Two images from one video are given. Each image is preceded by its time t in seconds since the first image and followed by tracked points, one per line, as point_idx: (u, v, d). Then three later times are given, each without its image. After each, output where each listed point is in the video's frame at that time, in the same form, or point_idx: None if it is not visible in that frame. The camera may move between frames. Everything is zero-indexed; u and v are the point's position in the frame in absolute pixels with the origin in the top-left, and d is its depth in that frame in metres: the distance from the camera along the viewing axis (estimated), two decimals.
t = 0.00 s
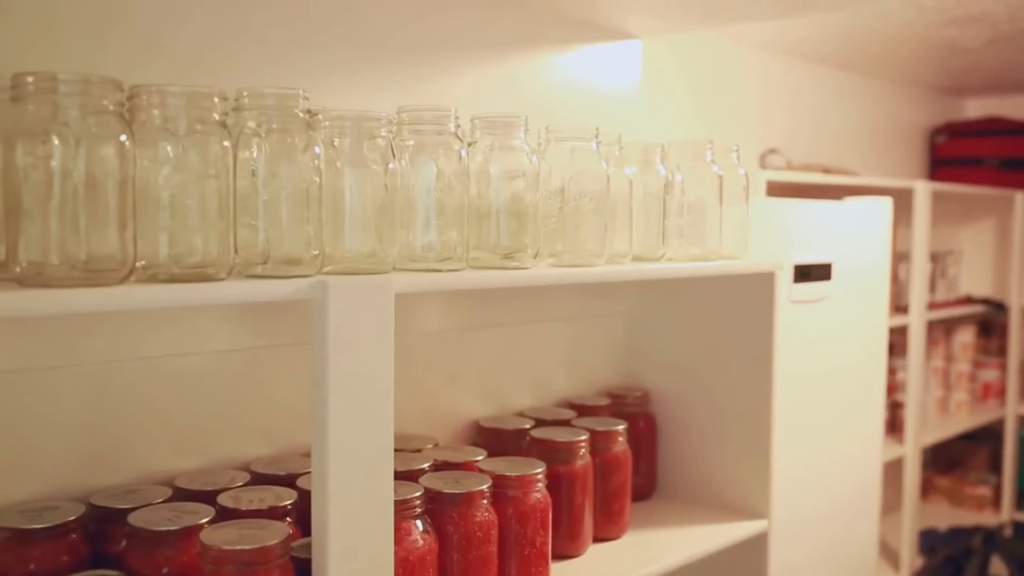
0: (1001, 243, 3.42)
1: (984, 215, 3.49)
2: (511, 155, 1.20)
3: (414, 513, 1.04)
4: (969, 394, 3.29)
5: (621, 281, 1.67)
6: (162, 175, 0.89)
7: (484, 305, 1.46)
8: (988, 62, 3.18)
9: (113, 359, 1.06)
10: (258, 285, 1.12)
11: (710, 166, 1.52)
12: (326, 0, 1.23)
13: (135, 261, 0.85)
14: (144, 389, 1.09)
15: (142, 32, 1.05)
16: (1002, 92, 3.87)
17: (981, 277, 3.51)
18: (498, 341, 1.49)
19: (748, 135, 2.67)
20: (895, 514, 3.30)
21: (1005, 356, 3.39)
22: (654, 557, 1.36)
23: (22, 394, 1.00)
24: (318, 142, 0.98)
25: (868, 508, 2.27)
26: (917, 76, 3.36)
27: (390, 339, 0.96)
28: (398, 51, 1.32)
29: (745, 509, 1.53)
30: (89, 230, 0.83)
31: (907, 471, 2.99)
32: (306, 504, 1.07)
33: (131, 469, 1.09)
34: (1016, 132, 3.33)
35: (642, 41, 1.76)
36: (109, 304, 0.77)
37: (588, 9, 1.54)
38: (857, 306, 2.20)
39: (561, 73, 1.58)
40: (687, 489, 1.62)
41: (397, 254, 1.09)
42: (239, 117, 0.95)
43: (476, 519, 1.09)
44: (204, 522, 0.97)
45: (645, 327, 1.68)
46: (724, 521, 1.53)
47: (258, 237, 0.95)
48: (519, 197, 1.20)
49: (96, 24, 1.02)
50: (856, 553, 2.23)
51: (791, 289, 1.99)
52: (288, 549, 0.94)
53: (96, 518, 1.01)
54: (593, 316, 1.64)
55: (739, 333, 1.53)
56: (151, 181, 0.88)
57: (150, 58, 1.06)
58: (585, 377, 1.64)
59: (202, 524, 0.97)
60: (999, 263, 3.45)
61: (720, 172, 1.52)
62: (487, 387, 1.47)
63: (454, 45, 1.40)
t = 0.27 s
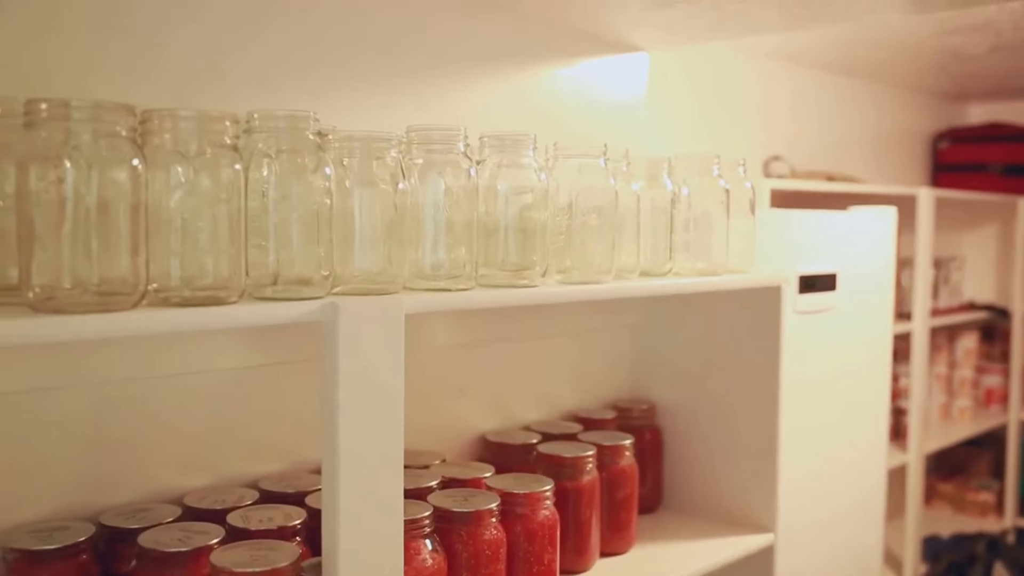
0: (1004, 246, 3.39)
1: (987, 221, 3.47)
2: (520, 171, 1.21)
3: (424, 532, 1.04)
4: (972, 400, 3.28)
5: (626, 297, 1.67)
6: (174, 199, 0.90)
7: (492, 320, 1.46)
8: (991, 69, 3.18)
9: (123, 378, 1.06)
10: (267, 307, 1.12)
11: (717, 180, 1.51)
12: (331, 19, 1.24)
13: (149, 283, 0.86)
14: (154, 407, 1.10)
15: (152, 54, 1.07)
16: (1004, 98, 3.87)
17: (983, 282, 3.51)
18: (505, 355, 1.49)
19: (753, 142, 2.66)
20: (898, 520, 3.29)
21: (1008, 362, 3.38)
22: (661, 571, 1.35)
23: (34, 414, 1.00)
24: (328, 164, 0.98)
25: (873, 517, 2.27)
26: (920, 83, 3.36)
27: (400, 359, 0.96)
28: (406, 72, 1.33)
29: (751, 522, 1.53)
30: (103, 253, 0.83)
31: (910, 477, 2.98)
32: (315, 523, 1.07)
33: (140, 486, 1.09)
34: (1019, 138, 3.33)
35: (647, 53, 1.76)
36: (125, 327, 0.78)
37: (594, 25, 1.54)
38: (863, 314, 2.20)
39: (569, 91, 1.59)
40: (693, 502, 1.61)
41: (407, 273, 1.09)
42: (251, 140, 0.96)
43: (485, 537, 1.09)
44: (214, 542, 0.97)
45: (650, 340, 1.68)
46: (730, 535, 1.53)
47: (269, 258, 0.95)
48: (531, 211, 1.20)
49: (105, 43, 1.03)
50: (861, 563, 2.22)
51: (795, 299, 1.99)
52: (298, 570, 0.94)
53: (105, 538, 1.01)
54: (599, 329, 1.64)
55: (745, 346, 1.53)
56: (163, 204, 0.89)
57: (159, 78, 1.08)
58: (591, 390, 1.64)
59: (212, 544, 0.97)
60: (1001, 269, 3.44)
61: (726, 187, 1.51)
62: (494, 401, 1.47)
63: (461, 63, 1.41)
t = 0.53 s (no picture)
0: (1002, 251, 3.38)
1: (984, 226, 3.47)
2: (523, 188, 1.21)
3: (429, 550, 1.05)
4: (970, 407, 3.28)
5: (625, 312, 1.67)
6: (182, 222, 0.90)
7: (496, 335, 1.47)
8: (990, 76, 3.19)
9: (129, 397, 1.06)
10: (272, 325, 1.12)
11: (719, 195, 1.51)
12: (336, 38, 1.25)
13: (158, 305, 0.86)
14: (161, 424, 1.10)
15: (158, 74, 1.08)
16: (1003, 105, 3.87)
17: (980, 288, 3.50)
18: (508, 368, 1.49)
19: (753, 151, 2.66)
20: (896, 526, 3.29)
21: (1005, 368, 3.38)
22: None
23: (41, 433, 1.01)
24: (335, 184, 0.99)
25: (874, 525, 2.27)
26: (919, 90, 3.36)
27: (406, 379, 0.97)
28: (409, 90, 1.34)
29: (752, 534, 1.53)
30: (111, 278, 0.84)
31: (908, 484, 2.98)
32: (321, 542, 1.08)
33: (146, 504, 1.10)
34: (1017, 145, 3.33)
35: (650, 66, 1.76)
36: (133, 352, 0.78)
37: (596, 40, 1.55)
38: (863, 324, 2.20)
39: (571, 104, 1.59)
40: (695, 514, 1.62)
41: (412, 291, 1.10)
42: (258, 161, 0.97)
43: (490, 554, 1.09)
44: (221, 561, 0.98)
45: (652, 353, 1.69)
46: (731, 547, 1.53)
47: (276, 279, 0.96)
48: (534, 227, 1.21)
49: (112, 66, 1.04)
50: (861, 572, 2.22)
51: (796, 310, 2.00)
52: None
53: (111, 556, 1.01)
54: (600, 342, 1.65)
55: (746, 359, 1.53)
56: (172, 226, 0.90)
57: (165, 98, 1.08)
58: (593, 402, 1.65)
59: (218, 563, 0.97)
60: (999, 275, 3.44)
61: (728, 202, 1.51)
62: (497, 414, 1.48)
63: (464, 79, 1.42)
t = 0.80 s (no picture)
0: (1000, 256, 3.38)
1: (982, 230, 3.46)
2: (530, 203, 1.22)
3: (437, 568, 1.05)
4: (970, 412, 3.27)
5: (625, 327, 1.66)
6: (192, 243, 0.91)
7: (500, 350, 1.47)
8: (990, 83, 3.20)
9: (139, 415, 1.07)
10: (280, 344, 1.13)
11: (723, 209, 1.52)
12: (341, 53, 1.25)
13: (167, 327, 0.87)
14: (170, 441, 1.10)
15: (166, 91, 1.08)
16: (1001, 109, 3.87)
17: (978, 292, 3.49)
18: (513, 381, 1.50)
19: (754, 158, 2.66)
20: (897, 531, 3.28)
21: (1004, 372, 3.38)
22: None
23: (51, 452, 1.01)
24: (344, 204, 0.99)
25: (876, 533, 2.27)
26: (918, 96, 3.37)
27: (414, 398, 0.97)
28: (414, 104, 1.35)
29: (756, 546, 1.53)
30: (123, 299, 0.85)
31: (908, 490, 2.97)
32: (329, 559, 1.08)
33: (155, 520, 1.10)
34: (1016, 151, 3.33)
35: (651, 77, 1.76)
36: (146, 374, 0.78)
37: (599, 53, 1.55)
38: (865, 332, 2.21)
39: (573, 116, 1.59)
40: (699, 525, 1.62)
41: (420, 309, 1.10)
42: (266, 182, 0.97)
43: (498, 571, 1.10)
44: None
45: (656, 365, 1.70)
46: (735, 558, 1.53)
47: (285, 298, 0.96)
48: (541, 242, 1.21)
49: (119, 86, 1.04)
50: None
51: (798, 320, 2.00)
52: None
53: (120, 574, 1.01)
54: (604, 354, 1.65)
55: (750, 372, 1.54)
56: (182, 246, 0.90)
57: (173, 115, 1.08)
58: (596, 414, 1.65)
59: None
60: (998, 279, 3.43)
61: (732, 215, 1.52)
62: (501, 427, 1.48)
63: (468, 93, 1.42)
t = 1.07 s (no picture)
0: (1000, 261, 3.39)
1: (982, 236, 3.47)
2: (536, 219, 1.23)
3: None
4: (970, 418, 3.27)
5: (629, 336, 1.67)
6: (201, 264, 0.92)
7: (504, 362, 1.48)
8: (989, 90, 3.21)
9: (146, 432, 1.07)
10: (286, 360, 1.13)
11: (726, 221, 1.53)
12: (345, 70, 1.26)
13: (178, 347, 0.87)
14: (178, 457, 1.10)
15: (172, 103, 1.08)
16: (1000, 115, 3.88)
17: (979, 297, 3.50)
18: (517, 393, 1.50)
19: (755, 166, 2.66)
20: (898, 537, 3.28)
21: (1003, 378, 3.38)
22: None
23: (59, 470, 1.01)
24: (351, 222, 1.00)
25: (878, 541, 2.27)
26: (917, 102, 3.37)
27: (421, 415, 0.97)
28: (419, 119, 1.35)
29: (760, 557, 1.54)
30: (134, 321, 0.85)
31: (909, 496, 2.97)
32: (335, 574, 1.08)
33: (163, 535, 1.10)
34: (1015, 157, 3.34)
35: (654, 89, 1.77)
36: (157, 396, 0.78)
37: (602, 66, 1.56)
38: (866, 341, 2.21)
39: (576, 128, 1.60)
40: (702, 536, 1.62)
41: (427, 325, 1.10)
42: (274, 202, 0.98)
43: None
44: None
45: (659, 376, 1.70)
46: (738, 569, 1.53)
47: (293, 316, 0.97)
48: (545, 257, 1.22)
49: (125, 101, 1.04)
50: None
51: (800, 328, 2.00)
52: None
53: None
54: (606, 366, 1.66)
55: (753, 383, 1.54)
56: (190, 267, 0.91)
57: (180, 131, 1.09)
58: (600, 425, 1.66)
59: None
60: (997, 285, 3.43)
61: (735, 227, 1.53)
62: (505, 439, 1.49)
63: (472, 107, 1.43)
